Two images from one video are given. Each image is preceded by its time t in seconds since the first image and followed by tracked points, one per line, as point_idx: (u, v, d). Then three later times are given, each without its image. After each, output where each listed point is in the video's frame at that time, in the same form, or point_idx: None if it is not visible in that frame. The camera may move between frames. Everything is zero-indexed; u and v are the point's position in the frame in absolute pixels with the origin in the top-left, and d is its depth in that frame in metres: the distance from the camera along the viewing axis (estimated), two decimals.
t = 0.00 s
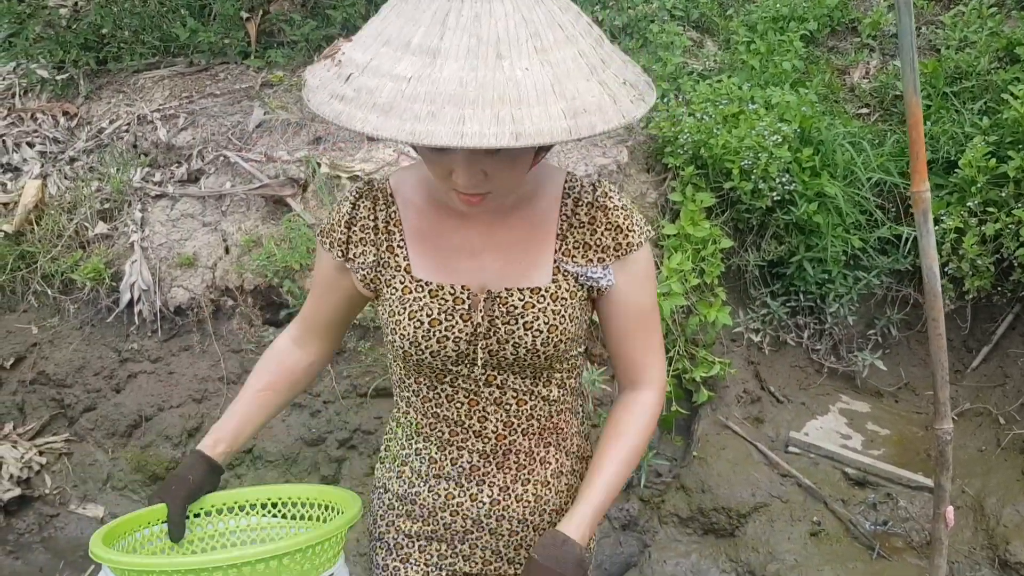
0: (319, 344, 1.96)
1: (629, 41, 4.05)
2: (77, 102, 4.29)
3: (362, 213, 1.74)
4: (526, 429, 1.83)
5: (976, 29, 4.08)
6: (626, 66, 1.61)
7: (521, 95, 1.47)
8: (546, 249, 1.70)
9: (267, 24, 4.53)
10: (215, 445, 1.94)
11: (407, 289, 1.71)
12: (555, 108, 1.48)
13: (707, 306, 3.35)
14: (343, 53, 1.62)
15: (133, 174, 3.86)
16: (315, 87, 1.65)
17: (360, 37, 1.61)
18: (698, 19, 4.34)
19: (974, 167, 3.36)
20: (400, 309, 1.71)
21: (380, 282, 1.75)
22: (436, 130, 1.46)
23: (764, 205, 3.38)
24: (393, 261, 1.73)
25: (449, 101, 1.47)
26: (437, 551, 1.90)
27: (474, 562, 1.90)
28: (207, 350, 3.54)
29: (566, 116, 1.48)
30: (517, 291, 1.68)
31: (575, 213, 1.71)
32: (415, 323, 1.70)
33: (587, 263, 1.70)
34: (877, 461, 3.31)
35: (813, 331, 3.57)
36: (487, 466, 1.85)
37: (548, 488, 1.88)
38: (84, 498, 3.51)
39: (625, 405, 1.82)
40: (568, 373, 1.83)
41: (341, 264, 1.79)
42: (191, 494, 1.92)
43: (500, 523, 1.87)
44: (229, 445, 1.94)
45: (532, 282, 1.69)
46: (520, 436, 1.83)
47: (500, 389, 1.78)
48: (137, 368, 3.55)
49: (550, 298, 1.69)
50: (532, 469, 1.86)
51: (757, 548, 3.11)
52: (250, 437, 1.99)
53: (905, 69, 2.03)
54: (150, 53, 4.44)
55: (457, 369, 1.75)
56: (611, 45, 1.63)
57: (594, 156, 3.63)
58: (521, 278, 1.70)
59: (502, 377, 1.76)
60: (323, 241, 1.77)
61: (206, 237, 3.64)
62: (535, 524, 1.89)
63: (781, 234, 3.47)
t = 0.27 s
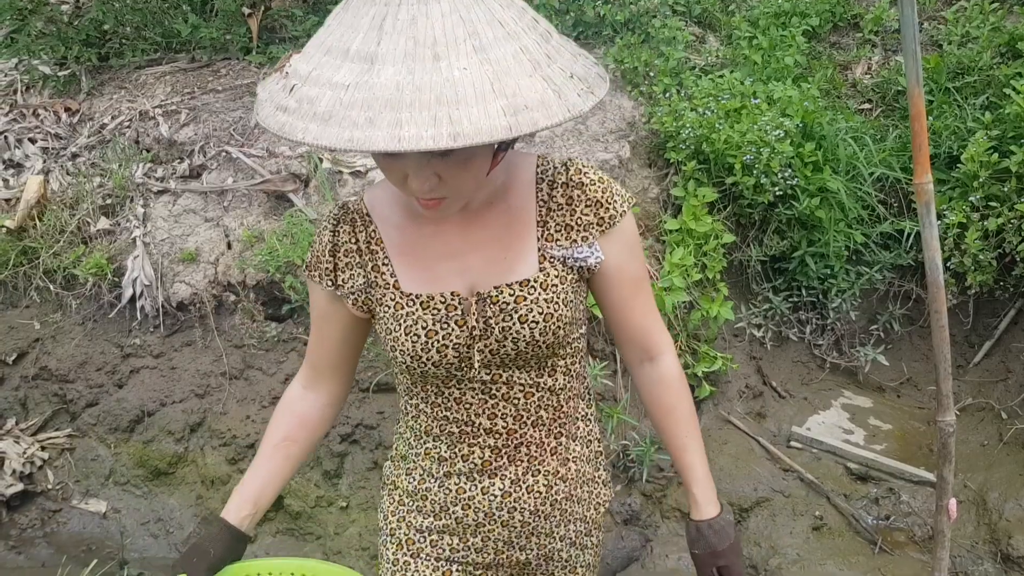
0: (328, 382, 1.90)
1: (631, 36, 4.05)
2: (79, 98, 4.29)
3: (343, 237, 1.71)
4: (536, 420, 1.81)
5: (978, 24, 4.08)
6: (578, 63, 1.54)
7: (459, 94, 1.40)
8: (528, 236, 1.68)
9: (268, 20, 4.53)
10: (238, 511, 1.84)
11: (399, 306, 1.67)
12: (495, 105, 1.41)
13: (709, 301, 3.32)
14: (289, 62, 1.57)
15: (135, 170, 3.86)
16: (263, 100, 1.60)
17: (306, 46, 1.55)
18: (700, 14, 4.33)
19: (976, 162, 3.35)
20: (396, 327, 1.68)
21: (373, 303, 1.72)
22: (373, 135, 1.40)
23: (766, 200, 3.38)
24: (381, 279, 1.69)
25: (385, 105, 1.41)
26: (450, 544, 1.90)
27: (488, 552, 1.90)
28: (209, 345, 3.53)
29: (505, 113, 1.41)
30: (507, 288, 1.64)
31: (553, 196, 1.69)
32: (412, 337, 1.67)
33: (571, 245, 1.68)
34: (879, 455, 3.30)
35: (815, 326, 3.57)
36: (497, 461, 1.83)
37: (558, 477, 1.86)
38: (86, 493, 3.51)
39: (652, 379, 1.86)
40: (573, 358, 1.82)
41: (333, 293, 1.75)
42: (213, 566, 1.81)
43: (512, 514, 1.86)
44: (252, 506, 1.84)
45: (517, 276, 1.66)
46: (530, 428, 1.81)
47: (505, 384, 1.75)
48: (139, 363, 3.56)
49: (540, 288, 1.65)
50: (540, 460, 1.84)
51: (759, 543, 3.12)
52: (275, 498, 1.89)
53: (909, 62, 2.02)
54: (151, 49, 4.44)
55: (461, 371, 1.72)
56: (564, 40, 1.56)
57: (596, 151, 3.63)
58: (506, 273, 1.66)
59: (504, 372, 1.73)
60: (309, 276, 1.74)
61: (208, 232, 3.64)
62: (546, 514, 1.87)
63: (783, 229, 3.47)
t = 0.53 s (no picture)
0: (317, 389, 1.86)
1: (636, 20, 4.03)
2: (81, 83, 4.28)
3: (332, 239, 1.68)
4: (538, 404, 1.81)
5: (984, 8, 4.05)
6: (543, 40, 1.57)
7: (421, 78, 1.41)
8: (517, 216, 1.69)
9: (270, 5, 4.52)
10: (226, 523, 1.77)
11: (396, 300, 1.65)
12: (458, 85, 1.42)
13: (712, 286, 3.31)
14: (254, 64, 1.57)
15: (138, 155, 3.86)
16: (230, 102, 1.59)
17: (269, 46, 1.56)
18: None
19: (982, 146, 3.33)
20: (394, 321, 1.66)
21: (368, 301, 1.69)
22: (337, 123, 1.40)
23: (770, 184, 3.37)
24: (375, 277, 1.67)
25: (348, 93, 1.41)
26: (453, 529, 1.88)
27: (492, 537, 1.89)
28: (213, 330, 3.53)
29: (469, 92, 1.42)
30: (503, 272, 1.64)
31: (539, 174, 1.71)
32: (412, 330, 1.65)
33: (564, 222, 1.69)
34: (883, 441, 3.30)
35: (818, 312, 3.57)
36: (501, 446, 1.82)
37: (561, 460, 1.86)
38: (91, 478, 3.53)
39: (633, 349, 1.93)
40: (572, 341, 1.81)
41: (325, 295, 1.72)
42: None
43: (516, 499, 1.85)
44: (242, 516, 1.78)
45: (511, 258, 1.66)
46: (533, 412, 1.81)
47: (507, 369, 1.75)
48: (143, 348, 3.56)
49: (537, 269, 1.65)
50: (544, 444, 1.84)
51: (762, 527, 3.11)
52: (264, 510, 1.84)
53: (914, 44, 2.01)
54: (153, 33, 4.44)
55: (463, 359, 1.71)
56: (528, 19, 1.59)
57: (599, 136, 3.62)
58: (499, 257, 1.66)
59: (506, 356, 1.73)
60: (298, 282, 1.71)
61: (211, 218, 3.64)
62: (549, 497, 1.87)
63: (787, 214, 3.46)
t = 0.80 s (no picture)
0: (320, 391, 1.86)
1: (638, 5, 4.01)
2: (82, 69, 4.26)
3: (325, 226, 1.68)
4: (533, 391, 1.81)
5: None
6: (533, 23, 1.57)
7: (411, 65, 1.41)
8: (510, 201, 1.68)
9: None
10: (241, 540, 1.76)
11: (389, 288, 1.65)
12: (448, 71, 1.42)
13: (714, 273, 3.31)
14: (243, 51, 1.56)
15: (139, 141, 3.86)
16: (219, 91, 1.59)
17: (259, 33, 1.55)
18: None
19: (985, 133, 3.32)
20: (387, 309, 1.66)
21: (362, 289, 1.69)
22: (328, 112, 1.40)
23: (773, 171, 3.37)
24: (368, 264, 1.66)
25: (338, 81, 1.41)
26: (450, 518, 1.87)
27: (488, 526, 1.88)
28: (215, 317, 3.53)
29: (459, 78, 1.43)
30: (496, 257, 1.64)
31: (531, 159, 1.70)
32: (407, 317, 1.65)
33: (556, 205, 1.69)
34: (884, 428, 3.30)
35: (821, 299, 3.57)
36: (497, 433, 1.82)
37: (557, 446, 1.86)
38: (95, 463, 3.54)
39: (625, 341, 1.94)
40: (567, 327, 1.81)
41: (322, 285, 1.71)
42: None
43: (513, 486, 1.84)
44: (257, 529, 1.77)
45: (505, 243, 1.66)
46: (529, 399, 1.81)
47: (503, 355, 1.75)
48: (146, 335, 3.56)
49: (530, 253, 1.65)
50: (539, 431, 1.83)
51: (764, 513, 3.12)
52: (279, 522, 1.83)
53: (920, 30, 2.00)
54: (154, 19, 4.43)
55: (459, 346, 1.71)
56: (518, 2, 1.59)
57: (602, 121, 3.61)
58: (493, 243, 1.66)
59: (502, 342, 1.73)
60: (290, 272, 1.70)
61: (213, 204, 3.64)
62: (546, 484, 1.86)
63: (790, 201, 3.45)
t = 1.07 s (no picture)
0: (319, 401, 1.83)
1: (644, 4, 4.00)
2: (87, 67, 4.27)
3: (335, 219, 1.67)
4: (541, 390, 1.81)
5: None
6: (540, 11, 1.57)
7: (417, 49, 1.41)
8: (521, 197, 1.68)
9: None
10: (247, 558, 1.75)
11: (399, 283, 1.64)
12: (454, 54, 1.42)
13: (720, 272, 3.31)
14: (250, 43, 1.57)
15: (144, 139, 3.86)
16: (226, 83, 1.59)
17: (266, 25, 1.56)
18: None
19: (991, 132, 3.32)
20: (398, 304, 1.65)
21: (372, 283, 1.68)
22: (334, 95, 1.40)
23: (779, 169, 3.36)
24: (378, 258, 1.66)
25: (344, 65, 1.41)
26: (455, 518, 1.87)
27: (493, 525, 1.88)
28: (221, 315, 3.54)
29: (465, 61, 1.42)
30: (508, 253, 1.64)
31: (542, 156, 1.70)
32: (417, 313, 1.64)
33: (567, 202, 1.69)
34: (890, 427, 3.30)
35: (826, 298, 3.57)
36: (503, 432, 1.82)
37: (563, 446, 1.86)
38: (100, 461, 3.54)
39: (632, 343, 1.93)
40: (576, 326, 1.81)
41: (330, 281, 1.70)
42: None
43: (518, 486, 1.84)
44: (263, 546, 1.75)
45: (517, 239, 1.66)
46: (536, 398, 1.81)
47: (511, 353, 1.75)
48: (151, 333, 3.56)
49: (541, 249, 1.65)
50: (545, 431, 1.83)
51: (770, 512, 3.11)
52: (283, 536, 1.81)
53: (929, 27, 2.00)
54: (159, 17, 4.43)
55: (468, 343, 1.71)
56: None
57: (608, 120, 3.62)
58: (504, 238, 1.66)
59: (511, 340, 1.73)
60: (297, 267, 1.69)
61: (219, 202, 3.64)
62: (551, 484, 1.86)
63: (796, 200, 3.45)
